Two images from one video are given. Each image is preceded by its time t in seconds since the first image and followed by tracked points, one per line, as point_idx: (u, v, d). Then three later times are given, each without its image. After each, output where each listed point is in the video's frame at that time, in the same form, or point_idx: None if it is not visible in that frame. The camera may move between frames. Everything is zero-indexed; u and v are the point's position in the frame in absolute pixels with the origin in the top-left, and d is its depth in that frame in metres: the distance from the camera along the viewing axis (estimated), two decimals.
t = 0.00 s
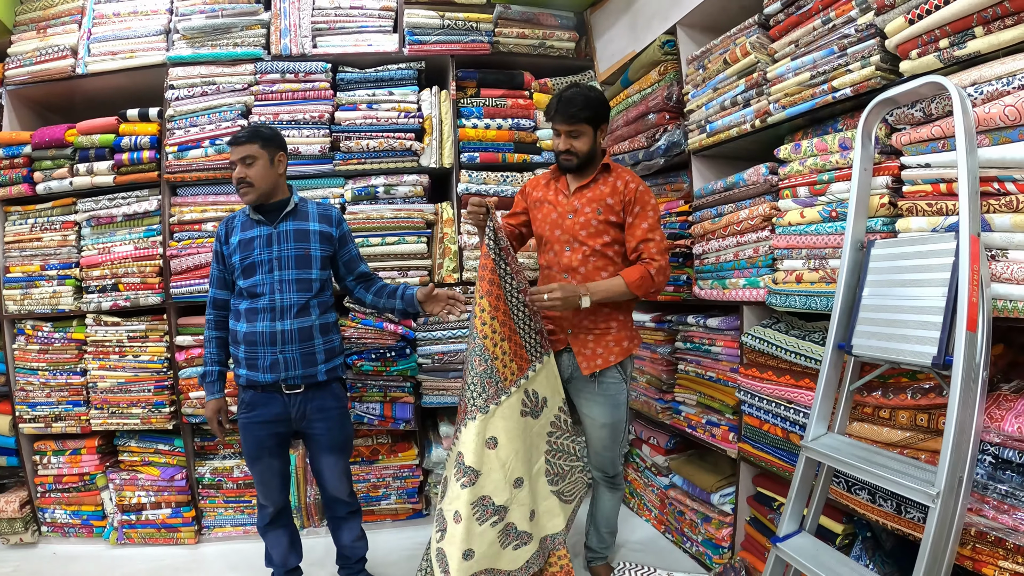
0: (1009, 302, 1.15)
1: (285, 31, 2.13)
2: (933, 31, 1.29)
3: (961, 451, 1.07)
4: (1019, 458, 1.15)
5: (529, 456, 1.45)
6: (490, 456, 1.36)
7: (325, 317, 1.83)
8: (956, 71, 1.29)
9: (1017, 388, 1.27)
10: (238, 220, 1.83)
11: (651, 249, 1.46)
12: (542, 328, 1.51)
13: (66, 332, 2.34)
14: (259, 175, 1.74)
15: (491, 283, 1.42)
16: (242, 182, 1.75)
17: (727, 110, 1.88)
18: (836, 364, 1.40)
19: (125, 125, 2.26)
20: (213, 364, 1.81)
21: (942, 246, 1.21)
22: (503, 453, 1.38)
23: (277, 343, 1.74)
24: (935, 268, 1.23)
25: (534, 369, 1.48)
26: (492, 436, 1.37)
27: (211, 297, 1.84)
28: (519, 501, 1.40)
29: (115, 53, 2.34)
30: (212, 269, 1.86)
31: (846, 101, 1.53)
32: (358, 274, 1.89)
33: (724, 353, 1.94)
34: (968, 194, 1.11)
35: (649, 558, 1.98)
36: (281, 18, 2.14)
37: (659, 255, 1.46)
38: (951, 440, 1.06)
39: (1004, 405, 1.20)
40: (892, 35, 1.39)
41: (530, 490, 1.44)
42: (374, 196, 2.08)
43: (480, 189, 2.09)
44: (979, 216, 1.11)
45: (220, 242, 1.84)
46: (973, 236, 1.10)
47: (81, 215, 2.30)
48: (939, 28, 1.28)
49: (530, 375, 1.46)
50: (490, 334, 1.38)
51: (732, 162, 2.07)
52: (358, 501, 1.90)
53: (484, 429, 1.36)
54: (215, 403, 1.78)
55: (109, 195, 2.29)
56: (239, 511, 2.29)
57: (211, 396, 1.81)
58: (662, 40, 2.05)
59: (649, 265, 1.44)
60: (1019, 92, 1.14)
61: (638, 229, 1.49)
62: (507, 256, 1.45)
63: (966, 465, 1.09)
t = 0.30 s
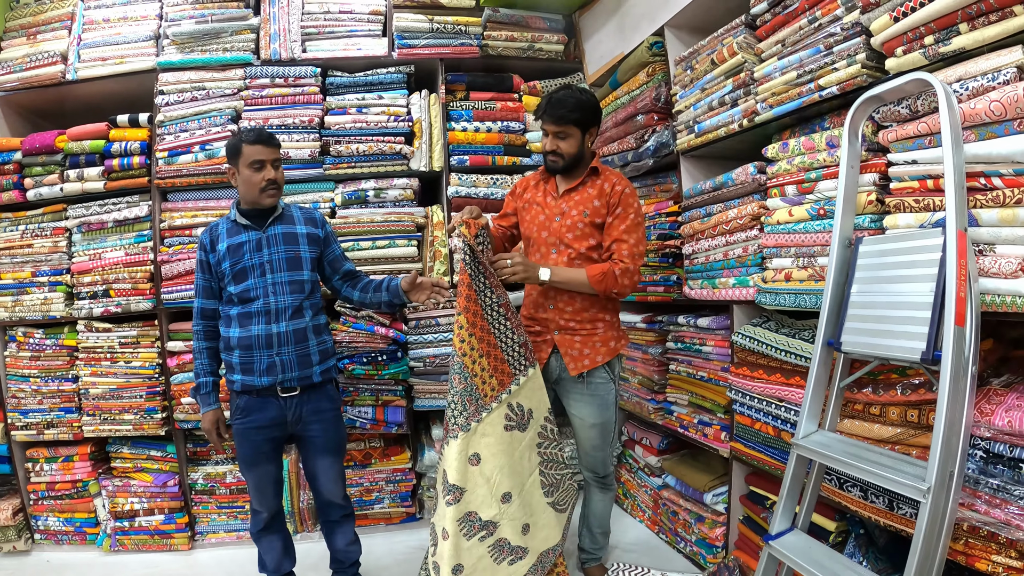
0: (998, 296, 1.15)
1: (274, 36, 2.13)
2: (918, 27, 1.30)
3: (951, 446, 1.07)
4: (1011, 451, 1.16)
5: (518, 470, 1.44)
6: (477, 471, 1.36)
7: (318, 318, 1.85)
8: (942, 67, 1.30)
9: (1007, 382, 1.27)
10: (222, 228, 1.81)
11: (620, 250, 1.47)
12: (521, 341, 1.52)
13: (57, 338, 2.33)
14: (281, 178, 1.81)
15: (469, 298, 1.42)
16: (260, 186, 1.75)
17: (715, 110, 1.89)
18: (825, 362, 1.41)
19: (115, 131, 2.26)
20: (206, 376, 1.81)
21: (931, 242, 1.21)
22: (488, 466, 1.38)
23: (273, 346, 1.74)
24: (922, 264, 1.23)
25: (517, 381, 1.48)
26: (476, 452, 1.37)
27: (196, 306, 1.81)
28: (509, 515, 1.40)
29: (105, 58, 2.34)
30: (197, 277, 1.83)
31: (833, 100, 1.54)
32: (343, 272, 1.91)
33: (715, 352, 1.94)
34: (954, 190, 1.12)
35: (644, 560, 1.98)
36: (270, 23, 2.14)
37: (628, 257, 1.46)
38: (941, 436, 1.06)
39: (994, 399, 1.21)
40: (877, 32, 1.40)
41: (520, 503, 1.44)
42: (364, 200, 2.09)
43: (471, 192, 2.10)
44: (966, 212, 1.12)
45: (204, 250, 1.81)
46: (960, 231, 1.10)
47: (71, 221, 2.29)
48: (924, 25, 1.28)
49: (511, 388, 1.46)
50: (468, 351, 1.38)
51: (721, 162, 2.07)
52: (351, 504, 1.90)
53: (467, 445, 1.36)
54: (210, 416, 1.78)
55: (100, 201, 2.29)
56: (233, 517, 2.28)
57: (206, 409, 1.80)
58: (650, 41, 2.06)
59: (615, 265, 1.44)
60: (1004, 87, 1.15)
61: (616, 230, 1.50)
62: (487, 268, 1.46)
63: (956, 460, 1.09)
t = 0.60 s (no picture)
0: (985, 295, 1.15)
1: (264, 33, 2.12)
2: (906, 26, 1.30)
3: (938, 445, 1.07)
4: (999, 451, 1.15)
5: (507, 482, 1.43)
6: (462, 482, 1.37)
7: (307, 317, 1.85)
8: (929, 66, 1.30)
9: (995, 382, 1.27)
10: (210, 224, 1.78)
11: (606, 250, 1.48)
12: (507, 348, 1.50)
13: (46, 337, 2.32)
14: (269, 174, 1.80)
15: (452, 309, 1.42)
16: (251, 180, 1.74)
17: (704, 109, 1.89)
18: (812, 361, 1.40)
19: (103, 128, 2.25)
20: (186, 373, 1.75)
21: (916, 241, 1.21)
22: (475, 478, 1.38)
23: (266, 343, 1.74)
24: (908, 262, 1.23)
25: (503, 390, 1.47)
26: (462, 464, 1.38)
27: (180, 302, 1.77)
28: (497, 527, 1.39)
29: (94, 56, 2.33)
30: (181, 271, 1.79)
31: (821, 99, 1.54)
32: (332, 266, 1.89)
33: (704, 351, 1.94)
34: (941, 188, 1.12)
35: (633, 559, 1.97)
36: (260, 21, 2.14)
37: (614, 256, 1.47)
38: (928, 436, 1.06)
39: (982, 398, 1.20)
40: (865, 31, 1.40)
41: (510, 515, 1.42)
42: (353, 198, 2.08)
43: (459, 191, 2.10)
44: (953, 211, 1.12)
45: (192, 246, 1.78)
46: (948, 230, 1.10)
47: (60, 219, 2.28)
48: (912, 23, 1.29)
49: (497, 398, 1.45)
50: (450, 362, 1.38)
51: (710, 161, 2.07)
52: (340, 503, 1.90)
53: (452, 457, 1.36)
54: (192, 413, 1.72)
55: (88, 199, 2.28)
56: (221, 516, 2.27)
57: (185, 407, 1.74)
58: (639, 40, 2.05)
59: (601, 264, 1.44)
60: (992, 86, 1.15)
61: (603, 229, 1.50)
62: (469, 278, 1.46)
63: (944, 459, 1.09)
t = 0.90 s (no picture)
0: (984, 289, 1.14)
1: (258, 26, 2.10)
2: (905, 21, 1.30)
3: (938, 440, 1.06)
4: (998, 445, 1.15)
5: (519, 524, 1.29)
6: (485, 515, 1.26)
7: (300, 311, 1.82)
8: (928, 62, 1.30)
9: (993, 377, 1.26)
10: (206, 215, 1.77)
11: (606, 243, 1.47)
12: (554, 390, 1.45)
13: (35, 331, 2.29)
14: (261, 164, 1.77)
15: (507, 330, 1.39)
16: (236, 168, 1.72)
17: (700, 105, 1.88)
18: (810, 356, 1.39)
19: (95, 120, 2.24)
20: (181, 361, 1.74)
21: (916, 235, 1.20)
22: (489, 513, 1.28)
23: (256, 337, 1.71)
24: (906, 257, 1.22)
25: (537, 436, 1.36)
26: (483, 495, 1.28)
27: (174, 292, 1.75)
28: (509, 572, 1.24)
29: (87, 47, 2.31)
30: (176, 261, 1.77)
31: (818, 94, 1.53)
32: (337, 254, 1.87)
33: (699, 348, 1.93)
34: (941, 182, 1.10)
35: (626, 557, 1.96)
36: (255, 13, 2.11)
37: (617, 249, 1.46)
38: (928, 430, 1.06)
39: (982, 393, 1.21)
40: (864, 26, 1.40)
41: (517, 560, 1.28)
42: (347, 192, 2.07)
43: (454, 186, 2.09)
44: (953, 205, 1.11)
45: (187, 235, 1.77)
46: (947, 224, 1.09)
47: (50, 211, 2.26)
48: (911, 18, 1.29)
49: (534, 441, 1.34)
50: (502, 390, 1.35)
51: (706, 156, 2.06)
52: (332, 500, 1.87)
53: (468, 483, 1.31)
54: (187, 401, 1.71)
55: (79, 192, 2.26)
56: (211, 514, 2.25)
57: (181, 396, 1.72)
58: (635, 36, 2.05)
59: (604, 257, 1.44)
60: (992, 80, 1.14)
61: (603, 222, 1.49)
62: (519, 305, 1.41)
63: (943, 454, 1.09)
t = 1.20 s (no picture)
0: (960, 312, 1.15)
1: (239, 69, 2.18)
2: (872, 50, 1.33)
3: (920, 464, 1.05)
4: (981, 465, 1.15)
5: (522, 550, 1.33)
6: (485, 541, 1.26)
7: (289, 355, 1.83)
8: (896, 89, 1.32)
9: (974, 398, 1.25)
10: (198, 259, 1.81)
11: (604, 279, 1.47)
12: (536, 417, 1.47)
13: (24, 375, 2.29)
14: (250, 208, 1.80)
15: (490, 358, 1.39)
16: (224, 213, 1.75)
17: (676, 138, 1.91)
18: (791, 386, 1.39)
19: (80, 165, 2.25)
20: (172, 409, 1.77)
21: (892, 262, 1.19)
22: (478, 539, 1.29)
23: (244, 382, 1.72)
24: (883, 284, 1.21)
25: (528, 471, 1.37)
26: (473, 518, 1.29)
27: (167, 337, 1.78)
28: None
29: (72, 92, 2.33)
30: (168, 306, 1.81)
31: (791, 124, 1.56)
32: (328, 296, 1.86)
33: (684, 379, 1.95)
34: (912, 209, 1.11)
35: None
36: (237, 56, 2.19)
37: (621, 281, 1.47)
38: (910, 456, 1.04)
39: (963, 414, 1.20)
40: (833, 56, 1.42)
41: None
42: (330, 234, 2.13)
43: (437, 226, 2.14)
44: (924, 230, 1.11)
45: (179, 280, 1.81)
46: (919, 250, 1.09)
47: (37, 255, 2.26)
48: (878, 47, 1.31)
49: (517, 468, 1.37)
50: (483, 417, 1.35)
51: (683, 189, 2.11)
52: (323, 542, 1.86)
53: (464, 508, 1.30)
54: (177, 447, 1.73)
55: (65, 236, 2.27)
56: (202, 556, 2.24)
57: (170, 442, 1.75)
58: (612, 72, 2.11)
59: (619, 290, 1.43)
60: (959, 105, 1.16)
61: (600, 258, 1.50)
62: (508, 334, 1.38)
63: (926, 476, 1.07)
